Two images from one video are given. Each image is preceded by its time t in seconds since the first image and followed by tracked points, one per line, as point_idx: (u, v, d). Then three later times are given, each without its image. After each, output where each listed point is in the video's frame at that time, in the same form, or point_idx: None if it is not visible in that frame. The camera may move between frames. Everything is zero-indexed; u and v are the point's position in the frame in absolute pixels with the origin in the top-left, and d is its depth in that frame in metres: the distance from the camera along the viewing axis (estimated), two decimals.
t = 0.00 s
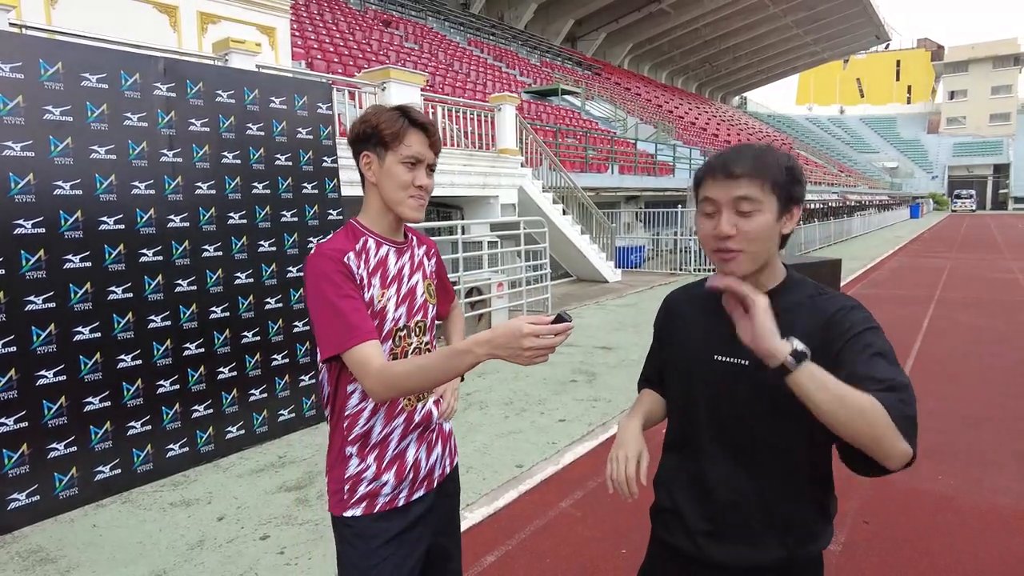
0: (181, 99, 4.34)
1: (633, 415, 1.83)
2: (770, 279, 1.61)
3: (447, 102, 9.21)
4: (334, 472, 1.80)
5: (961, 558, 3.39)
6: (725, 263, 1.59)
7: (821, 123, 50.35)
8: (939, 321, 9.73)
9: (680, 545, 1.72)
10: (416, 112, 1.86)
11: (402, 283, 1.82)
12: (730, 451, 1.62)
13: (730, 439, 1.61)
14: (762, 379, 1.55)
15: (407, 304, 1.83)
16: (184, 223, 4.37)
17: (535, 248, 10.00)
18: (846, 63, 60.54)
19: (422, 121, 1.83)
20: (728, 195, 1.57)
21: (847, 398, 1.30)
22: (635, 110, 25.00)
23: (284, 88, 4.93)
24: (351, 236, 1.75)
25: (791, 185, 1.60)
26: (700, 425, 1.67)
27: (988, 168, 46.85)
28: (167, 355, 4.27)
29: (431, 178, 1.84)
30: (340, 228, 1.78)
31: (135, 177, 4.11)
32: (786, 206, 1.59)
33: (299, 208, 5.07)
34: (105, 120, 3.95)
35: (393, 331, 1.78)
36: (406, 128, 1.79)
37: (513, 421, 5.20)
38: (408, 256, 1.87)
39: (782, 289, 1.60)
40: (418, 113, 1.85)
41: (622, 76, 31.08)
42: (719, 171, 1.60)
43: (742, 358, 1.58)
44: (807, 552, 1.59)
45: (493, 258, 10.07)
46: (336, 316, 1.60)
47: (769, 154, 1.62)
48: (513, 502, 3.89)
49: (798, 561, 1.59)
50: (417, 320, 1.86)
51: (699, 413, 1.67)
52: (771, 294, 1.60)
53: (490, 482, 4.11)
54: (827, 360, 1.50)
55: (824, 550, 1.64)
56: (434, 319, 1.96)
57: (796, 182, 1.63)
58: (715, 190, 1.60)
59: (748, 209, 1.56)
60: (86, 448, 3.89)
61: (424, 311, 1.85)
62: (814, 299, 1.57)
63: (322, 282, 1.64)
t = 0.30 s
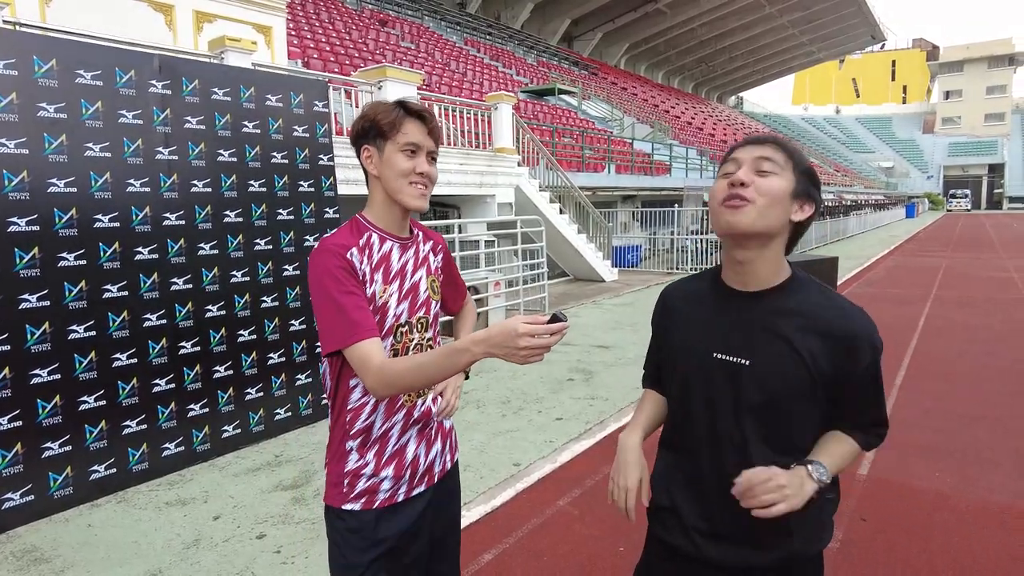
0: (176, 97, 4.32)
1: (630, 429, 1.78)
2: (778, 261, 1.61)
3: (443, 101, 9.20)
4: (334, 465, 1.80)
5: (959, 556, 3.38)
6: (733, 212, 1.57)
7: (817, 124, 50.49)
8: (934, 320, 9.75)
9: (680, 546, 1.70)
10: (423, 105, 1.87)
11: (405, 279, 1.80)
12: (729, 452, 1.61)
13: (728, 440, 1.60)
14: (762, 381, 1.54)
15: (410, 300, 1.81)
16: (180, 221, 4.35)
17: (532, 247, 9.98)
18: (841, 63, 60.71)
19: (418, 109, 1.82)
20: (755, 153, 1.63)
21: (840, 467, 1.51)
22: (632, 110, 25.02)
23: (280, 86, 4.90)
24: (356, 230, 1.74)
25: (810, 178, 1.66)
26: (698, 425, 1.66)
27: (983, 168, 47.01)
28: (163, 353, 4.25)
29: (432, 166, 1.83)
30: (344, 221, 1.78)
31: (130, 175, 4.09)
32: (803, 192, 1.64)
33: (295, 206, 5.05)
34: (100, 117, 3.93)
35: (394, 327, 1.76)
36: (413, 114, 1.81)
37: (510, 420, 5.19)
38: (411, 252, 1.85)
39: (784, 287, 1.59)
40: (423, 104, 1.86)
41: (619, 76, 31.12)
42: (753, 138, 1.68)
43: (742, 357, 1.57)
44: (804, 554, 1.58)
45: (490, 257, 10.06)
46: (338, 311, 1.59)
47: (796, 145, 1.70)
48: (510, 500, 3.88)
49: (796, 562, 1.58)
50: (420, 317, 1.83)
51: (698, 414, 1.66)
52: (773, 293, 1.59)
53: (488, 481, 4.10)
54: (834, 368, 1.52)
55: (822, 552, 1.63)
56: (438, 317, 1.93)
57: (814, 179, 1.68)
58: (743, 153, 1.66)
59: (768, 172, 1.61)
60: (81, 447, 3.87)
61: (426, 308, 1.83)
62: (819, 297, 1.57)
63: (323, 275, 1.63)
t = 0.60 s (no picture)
0: (172, 96, 4.30)
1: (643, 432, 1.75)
2: (790, 271, 1.59)
3: (440, 101, 9.19)
4: (332, 464, 1.80)
5: (955, 556, 3.40)
6: (752, 245, 1.56)
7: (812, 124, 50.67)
8: (929, 320, 9.79)
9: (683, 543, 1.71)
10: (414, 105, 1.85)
11: (400, 277, 1.80)
12: (729, 453, 1.60)
13: (729, 442, 1.60)
14: (768, 383, 1.55)
15: (405, 300, 1.81)
16: (176, 221, 4.34)
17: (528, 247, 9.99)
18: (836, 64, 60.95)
19: (415, 109, 1.82)
20: (784, 175, 1.55)
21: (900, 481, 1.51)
22: (628, 110, 25.06)
23: (275, 85, 4.89)
24: (349, 231, 1.76)
25: (835, 192, 1.61)
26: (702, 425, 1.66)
27: (977, 169, 47.25)
28: (159, 353, 4.23)
29: (429, 167, 1.82)
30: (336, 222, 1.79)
31: (126, 174, 4.07)
32: (824, 208, 1.61)
33: (291, 206, 5.04)
34: (95, 116, 3.91)
35: (387, 327, 1.75)
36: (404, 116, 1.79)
37: (507, 420, 5.19)
38: (406, 251, 1.84)
39: (798, 290, 1.58)
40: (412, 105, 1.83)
41: (615, 76, 31.18)
42: (784, 149, 1.57)
43: (752, 358, 1.57)
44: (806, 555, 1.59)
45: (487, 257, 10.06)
46: (330, 311, 1.60)
47: (831, 155, 1.61)
48: (507, 500, 3.88)
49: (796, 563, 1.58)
50: (414, 315, 1.83)
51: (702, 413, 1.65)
52: (786, 296, 1.58)
53: (485, 480, 4.10)
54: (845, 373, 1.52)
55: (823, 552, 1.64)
56: (435, 314, 1.93)
57: (840, 193, 1.62)
58: (773, 167, 1.57)
59: (795, 196, 1.55)
60: (76, 447, 3.85)
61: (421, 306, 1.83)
62: (829, 301, 1.57)
63: (314, 279, 1.64)
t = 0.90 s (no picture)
0: (169, 97, 4.30)
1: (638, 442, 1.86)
2: (770, 288, 1.60)
3: (437, 101, 9.20)
4: (318, 461, 1.84)
5: (949, 555, 3.42)
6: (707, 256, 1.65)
7: (808, 125, 50.79)
8: (925, 321, 9.83)
9: (679, 549, 1.72)
10: (440, 193, 1.54)
11: (379, 311, 1.78)
12: (723, 456, 1.63)
13: (723, 446, 1.62)
14: (762, 389, 1.56)
15: (383, 330, 1.81)
16: (173, 222, 4.34)
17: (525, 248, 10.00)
18: (832, 65, 61.15)
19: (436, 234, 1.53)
20: (715, 182, 1.62)
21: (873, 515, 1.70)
22: (625, 111, 25.10)
23: (272, 86, 4.90)
24: (330, 263, 1.73)
25: (791, 178, 1.58)
26: (698, 430, 1.68)
27: (973, 169, 47.40)
28: (156, 355, 4.23)
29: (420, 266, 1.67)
30: (313, 253, 1.76)
31: (123, 176, 4.07)
32: (779, 198, 1.57)
33: (288, 207, 5.04)
34: (92, 117, 3.91)
35: (365, 359, 1.79)
36: (419, 221, 1.51)
37: (504, 421, 5.20)
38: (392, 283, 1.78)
39: (792, 295, 1.59)
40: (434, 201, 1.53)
41: (612, 76, 31.22)
42: (716, 163, 1.65)
43: (747, 364, 1.59)
44: (800, 564, 1.58)
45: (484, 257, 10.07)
46: (300, 351, 1.66)
47: (780, 143, 1.62)
48: (504, 501, 3.89)
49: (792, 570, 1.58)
50: (393, 341, 1.84)
51: (698, 419, 1.68)
52: (777, 303, 1.59)
53: (483, 481, 4.11)
54: (838, 384, 1.52)
55: (819, 558, 1.64)
56: (423, 330, 1.92)
57: (802, 178, 1.59)
58: (711, 178, 1.66)
59: (728, 199, 1.59)
60: (74, 449, 3.85)
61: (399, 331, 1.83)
62: (826, 307, 1.57)
63: (286, 318, 1.68)
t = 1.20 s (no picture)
0: (165, 99, 4.30)
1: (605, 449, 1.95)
2: (754, 292, 1.61)
3: (434, 102, 9.21)
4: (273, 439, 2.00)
5: (944, 557, 3.43)
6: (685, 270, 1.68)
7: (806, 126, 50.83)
8: (922, 322, 9.84)
9: (673, 553, 1.72)
10: (420, 322, 1.47)
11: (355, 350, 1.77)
12: (714, 460, 1.63)
13: (714, 450, 1.63)
14: (752, 394, 1.56)
15: (356, 366, 1.81)
16: (169, 224, 4.34)
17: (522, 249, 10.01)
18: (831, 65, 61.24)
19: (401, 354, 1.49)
20: (685, 198, 1.66)
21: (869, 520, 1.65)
22: (623, 111, 25.10)
23: (268, 88, 4.90)
24: (320, 289, 1.75)
25: (757, 189, 1.59)
26: (691, 436, 1.69)
27: (971, 170, 47.44)
28: (152, 357, 4.23)
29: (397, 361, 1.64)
30: (310, 272, 1.79)
31: (119, 177, 4.07)
32: (748, 208, 1.59)
33: (284, 209, 5.05)
34: (88, 120, 3.91)
35: (327, 384, 1.82)
36: (387, 342, 1.48)
37: (501, 422, 5.21)
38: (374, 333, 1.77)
39: (776, 298, 1.60)
40: (407, 328, 1.46)
41: (610, 76, 31.23)
42: (685, 179, 1.68)
43: (736, 369, 1.59)
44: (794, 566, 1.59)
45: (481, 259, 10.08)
46: (270, 361, 1.74)
47: (747, 154, 1.64)
48: (500, 502, 3.89)
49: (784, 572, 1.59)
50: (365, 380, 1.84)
51: (690, 425, 1.68)
52: (762, 306, 1.60)
53: (479, 483, 4.11)
54: (826, 385, 1.52)
55: (812, 559, 1.64)
56: (397, 382, 1.91)
57: (772, 187, 1.59)
58: (679, 196, 1.70)
59: (696, 214, 1.62)
60: (69, 451, 3.84)
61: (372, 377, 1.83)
62: (814, 310, 1.56)
63: (265, 326, 1.75)
